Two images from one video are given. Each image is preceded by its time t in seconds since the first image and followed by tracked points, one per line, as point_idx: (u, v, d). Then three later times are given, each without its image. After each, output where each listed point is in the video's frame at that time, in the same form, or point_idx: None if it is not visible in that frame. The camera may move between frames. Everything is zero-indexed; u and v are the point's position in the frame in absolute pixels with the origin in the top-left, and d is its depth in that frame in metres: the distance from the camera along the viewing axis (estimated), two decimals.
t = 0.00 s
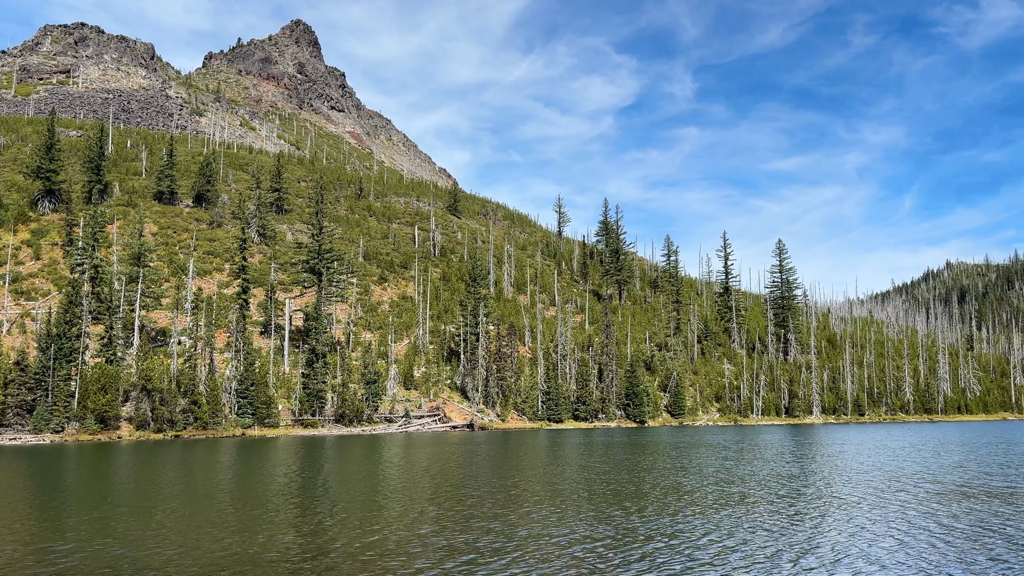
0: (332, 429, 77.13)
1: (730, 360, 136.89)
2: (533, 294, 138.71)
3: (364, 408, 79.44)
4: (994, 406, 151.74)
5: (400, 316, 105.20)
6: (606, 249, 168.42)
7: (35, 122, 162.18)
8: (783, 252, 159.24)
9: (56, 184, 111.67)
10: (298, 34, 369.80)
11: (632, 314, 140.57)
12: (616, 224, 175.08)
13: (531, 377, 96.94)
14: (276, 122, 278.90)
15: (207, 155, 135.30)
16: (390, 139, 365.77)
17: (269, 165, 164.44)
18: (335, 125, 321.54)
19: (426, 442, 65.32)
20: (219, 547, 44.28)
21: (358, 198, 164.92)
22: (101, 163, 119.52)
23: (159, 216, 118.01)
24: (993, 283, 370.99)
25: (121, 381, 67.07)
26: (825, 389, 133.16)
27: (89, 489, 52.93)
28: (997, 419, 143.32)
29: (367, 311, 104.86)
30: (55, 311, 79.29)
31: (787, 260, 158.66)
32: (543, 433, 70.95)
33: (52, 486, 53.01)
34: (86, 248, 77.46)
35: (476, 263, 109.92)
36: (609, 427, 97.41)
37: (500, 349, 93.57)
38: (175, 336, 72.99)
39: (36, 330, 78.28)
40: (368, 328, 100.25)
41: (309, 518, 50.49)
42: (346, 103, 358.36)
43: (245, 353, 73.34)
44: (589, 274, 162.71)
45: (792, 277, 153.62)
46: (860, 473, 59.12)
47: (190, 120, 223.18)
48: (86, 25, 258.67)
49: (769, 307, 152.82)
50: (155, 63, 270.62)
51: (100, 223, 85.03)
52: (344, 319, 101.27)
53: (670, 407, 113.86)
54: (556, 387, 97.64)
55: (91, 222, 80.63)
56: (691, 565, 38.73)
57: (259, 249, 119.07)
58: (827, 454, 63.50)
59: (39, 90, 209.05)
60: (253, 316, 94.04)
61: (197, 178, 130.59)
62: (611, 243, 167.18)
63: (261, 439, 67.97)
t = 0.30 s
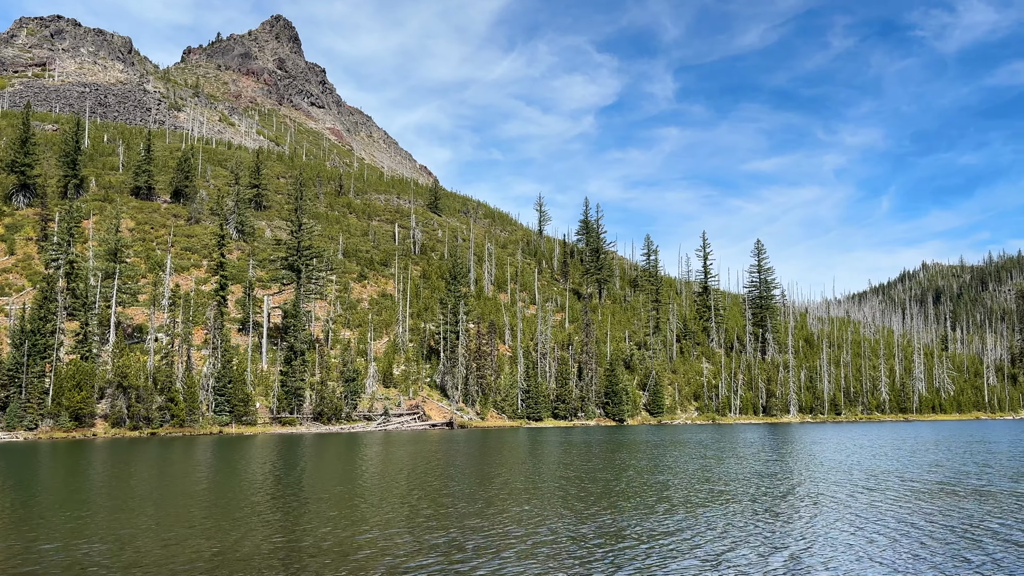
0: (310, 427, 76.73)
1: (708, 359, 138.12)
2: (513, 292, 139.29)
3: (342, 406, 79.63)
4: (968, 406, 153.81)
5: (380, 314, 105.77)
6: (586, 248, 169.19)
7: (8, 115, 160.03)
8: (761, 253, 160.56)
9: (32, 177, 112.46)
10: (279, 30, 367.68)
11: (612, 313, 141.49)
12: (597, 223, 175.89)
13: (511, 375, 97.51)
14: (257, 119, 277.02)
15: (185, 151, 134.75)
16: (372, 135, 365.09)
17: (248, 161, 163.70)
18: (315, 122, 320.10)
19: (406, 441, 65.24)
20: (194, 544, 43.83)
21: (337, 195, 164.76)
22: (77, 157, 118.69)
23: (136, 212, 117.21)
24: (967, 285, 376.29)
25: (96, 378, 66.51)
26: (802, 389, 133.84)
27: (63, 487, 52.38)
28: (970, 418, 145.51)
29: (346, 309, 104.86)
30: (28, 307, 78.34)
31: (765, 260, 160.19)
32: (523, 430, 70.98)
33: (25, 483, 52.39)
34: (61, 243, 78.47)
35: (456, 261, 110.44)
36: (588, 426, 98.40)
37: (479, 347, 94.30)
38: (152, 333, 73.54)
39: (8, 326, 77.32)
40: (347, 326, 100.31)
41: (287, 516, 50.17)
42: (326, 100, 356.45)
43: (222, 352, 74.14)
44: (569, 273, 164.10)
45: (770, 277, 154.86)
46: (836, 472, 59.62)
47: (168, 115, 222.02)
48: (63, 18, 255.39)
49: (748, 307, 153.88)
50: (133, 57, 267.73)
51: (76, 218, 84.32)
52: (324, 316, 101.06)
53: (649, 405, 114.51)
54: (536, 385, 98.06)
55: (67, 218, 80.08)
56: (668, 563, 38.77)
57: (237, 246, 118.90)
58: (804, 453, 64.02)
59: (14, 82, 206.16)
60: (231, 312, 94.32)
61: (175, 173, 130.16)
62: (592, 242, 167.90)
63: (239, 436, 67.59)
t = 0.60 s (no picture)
0: (289, 425, 76.58)
1: (688, 358, 139.23)
2: (494, 291, 139.88)
3: (321, 404, 80.00)
4: (942, 406, 156.07)
5: (360, 312, 106.02)
6: (568, 247, 170.02)
7: None
8: (741, 253, 161.84)
9: (7, 171, 110.39)
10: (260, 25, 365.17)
11: (592, 312, 142.53)
12: (578, 222, 176.57)
13: (491, 374, 98.22)
14: (237, 114, 275.12)
15: (163, 147, 134.29)
16: (352, 133, 364.42)
17: (227, 157, 163.09)
18: (295, 118, 318.38)
19: (384, 438, 65.23)
20: (166, 542, 43.55)
21: (317, 192, 164.79)
22: (53, 152, 117.90)
23: (113, 207, 116.45)
24: (944, 286, 381.13)
25: (71, 374, 66.01)
26: (780, 388, 134.57)
27: (37, 483, 51.97)
28: (946, 418, 147.57)
29: (326, 306, 104.77)
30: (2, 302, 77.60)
31: (744, 260, 161.62)
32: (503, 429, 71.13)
33: None
34: (37, 239, 78.02)
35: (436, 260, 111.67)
36: (567, 424, 99.53)
37: (459, 346, 95.41)
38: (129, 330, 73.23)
39: None
40: (327, 324, 100.50)
41: (263, 514, 49.96)
42: (308, 96, 354.90)
43: (201, 349, 74.45)
44: (549, 272, 164.91)
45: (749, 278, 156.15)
46: (812, 471, 60.17)
47: (147, 110, 221.11)
48: (39, 10, 252.18)
49: (727, 306, 154.25)
50: (111, 51, 264.57)
51: (51, 213, 83.57)
52: (303, 313, 101.29)
53: (628, 404, 115.40)
54: (516, 384, 98.67)
55: (42, 213, 79.37)
56: (640, 560, 38.98)
57: (216, 242, 118.77)
58: (781, 451, 64.63)
59: None
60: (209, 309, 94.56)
61: (153, 168, 129.67)
62: (573, 241, 168.68)
63: (216, 434, 67.41)
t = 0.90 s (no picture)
0: (267, 424, 76.34)
1: (668, 357, 140.05)
2: (475, 289, 140.22)
3: (301, 402, 80.01)
4: (919, 405, 157.95)
5: (340, 310, 105.97)
6: (549, 246, 170.49)
7: None
8: (721, 253, 162.93)
9: None
10: (240, 21, 362.27)
11: (573, 311, 143.34)
12: (559, 221, 177.32)
13: (472, 372, 98.92)
14: (217, 110, 273.21)
15: (142, 143, 133.43)
16: (333, 130, 363.36)
17: (206, 153, 162.20)
18: (276, 114, 316.46)
19: (364, 437, 65.13)
20: (145, 540, 43.17)
21: (298, 189, 164.59)
22: (28, 146, 116.88)
23: (91, 203, 115.45)
24: (921, 286, 386.21)
25: (47, 372, 65.38)
26: (760, 388, 135.51)
27: (12, 482, 51.28)
28: (922, 417, 149.43)
29: (305, 304, 104.17)
30: None
31: (725, 260, 162.70)
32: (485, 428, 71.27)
33: None
34: (12, 234, 75.90)
35: (418, 258, 112.64)
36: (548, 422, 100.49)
37: (440, 344, 96.08)
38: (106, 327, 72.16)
39: None
40: (307, 322, 100.45)
41: (243, 513, 49.69)
42: (288, 93, 352.80)
43: (179, 346, 74.12)
44: (531, 270, 165.41)
45: (728, 277, 157.41)
46: (792, 469, 60.66)
47: (125, 105, 219.61)
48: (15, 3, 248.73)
49: (707, 306, 155.69)
50: (90, 46, 260.70)
51: (27, 209, 82.94)
52: (283, 312, 101.03)
53: (608, 403, 115.90)
54: (497, 382, 99.15)
55: (17, 208, 78.69)
56: (620, 558, 39.06)
57: (196, 239, 118.21)
58: (759, 450, 65.14)
59: None
60: (188, 306, 94.02)
61: (132, 164, 128.81)
62: (555, 240, 169.10)
63: (195, 433, 67.13)
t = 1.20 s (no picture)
0: (247, 422, 76.82)
1: (648, 355, 141.15)
2: (457, 288, 140.51)
3: (281, 400, 80.22)
4: (895, 404, 159.56)
5: (321, 308, 106.29)
6: (530, 244, 170.91)
7: None
8: (701, 252, 163.95)
9: None
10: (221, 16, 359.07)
11: (554, 310, 143.90)
12: (541, 220, 177.70)
13: (453, 370, 99.43)
14: (197, 106, 271.35)
15: (120, 139, 132.48)
16: (314, 126, 362.12)
17: (185, 149, 161.29)
18: (256, 111, 314.93)
19: (343, 435, 65.24)
20: (124, 537, 42.91)
21: (278, 186, 164.35)
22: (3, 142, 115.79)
23: (67, 199, 114.50)
24: (899, 286, 391.29)
25: (22, 370, 64.68)
26: (739, 386, 136.85)
27: None
28: (899, 415, 151.16)
29: (286, 302, 105.04)
30: None
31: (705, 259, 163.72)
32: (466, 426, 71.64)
33: None
34: None
35: (399, 256, 113.47)
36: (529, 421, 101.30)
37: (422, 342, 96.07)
38: (83, 324, 71.69)
39: None
40: (287, 320, 100.73)
41: (220, 510, 49.49)
42: (268, 89, 350.55)
43: (158, 344, 73.67)
44: (513, 269, 165.89)
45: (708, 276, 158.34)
46: (770, 467, 61.19)
47: (103, 100, 218.18)
48: None
49: (688, 303, 155.79)
50: (67, 40, 257.22)
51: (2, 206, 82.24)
52: (263, 310, 101.38)
53: (590, 402, 116.03)
54: (478, 381, 99.79)
55: None
56: (599, 555, 39.20)
57: (175, 236, 117.68)
58: (738, 448, 65.60)
59: None
60: (167, 304, 93.81)
61: (109, 160, 127.79)
62: (536, 238, 169.52)
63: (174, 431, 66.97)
